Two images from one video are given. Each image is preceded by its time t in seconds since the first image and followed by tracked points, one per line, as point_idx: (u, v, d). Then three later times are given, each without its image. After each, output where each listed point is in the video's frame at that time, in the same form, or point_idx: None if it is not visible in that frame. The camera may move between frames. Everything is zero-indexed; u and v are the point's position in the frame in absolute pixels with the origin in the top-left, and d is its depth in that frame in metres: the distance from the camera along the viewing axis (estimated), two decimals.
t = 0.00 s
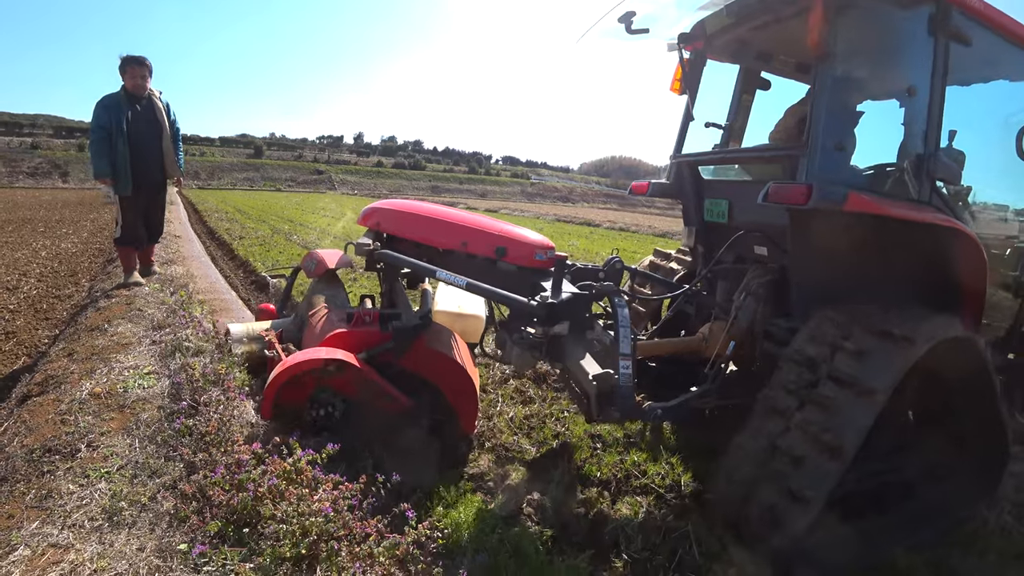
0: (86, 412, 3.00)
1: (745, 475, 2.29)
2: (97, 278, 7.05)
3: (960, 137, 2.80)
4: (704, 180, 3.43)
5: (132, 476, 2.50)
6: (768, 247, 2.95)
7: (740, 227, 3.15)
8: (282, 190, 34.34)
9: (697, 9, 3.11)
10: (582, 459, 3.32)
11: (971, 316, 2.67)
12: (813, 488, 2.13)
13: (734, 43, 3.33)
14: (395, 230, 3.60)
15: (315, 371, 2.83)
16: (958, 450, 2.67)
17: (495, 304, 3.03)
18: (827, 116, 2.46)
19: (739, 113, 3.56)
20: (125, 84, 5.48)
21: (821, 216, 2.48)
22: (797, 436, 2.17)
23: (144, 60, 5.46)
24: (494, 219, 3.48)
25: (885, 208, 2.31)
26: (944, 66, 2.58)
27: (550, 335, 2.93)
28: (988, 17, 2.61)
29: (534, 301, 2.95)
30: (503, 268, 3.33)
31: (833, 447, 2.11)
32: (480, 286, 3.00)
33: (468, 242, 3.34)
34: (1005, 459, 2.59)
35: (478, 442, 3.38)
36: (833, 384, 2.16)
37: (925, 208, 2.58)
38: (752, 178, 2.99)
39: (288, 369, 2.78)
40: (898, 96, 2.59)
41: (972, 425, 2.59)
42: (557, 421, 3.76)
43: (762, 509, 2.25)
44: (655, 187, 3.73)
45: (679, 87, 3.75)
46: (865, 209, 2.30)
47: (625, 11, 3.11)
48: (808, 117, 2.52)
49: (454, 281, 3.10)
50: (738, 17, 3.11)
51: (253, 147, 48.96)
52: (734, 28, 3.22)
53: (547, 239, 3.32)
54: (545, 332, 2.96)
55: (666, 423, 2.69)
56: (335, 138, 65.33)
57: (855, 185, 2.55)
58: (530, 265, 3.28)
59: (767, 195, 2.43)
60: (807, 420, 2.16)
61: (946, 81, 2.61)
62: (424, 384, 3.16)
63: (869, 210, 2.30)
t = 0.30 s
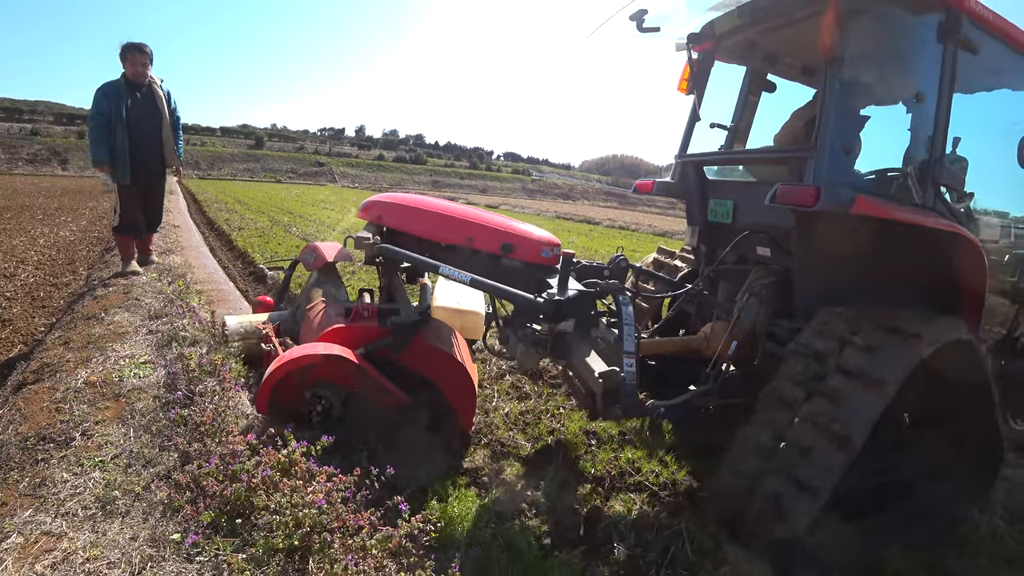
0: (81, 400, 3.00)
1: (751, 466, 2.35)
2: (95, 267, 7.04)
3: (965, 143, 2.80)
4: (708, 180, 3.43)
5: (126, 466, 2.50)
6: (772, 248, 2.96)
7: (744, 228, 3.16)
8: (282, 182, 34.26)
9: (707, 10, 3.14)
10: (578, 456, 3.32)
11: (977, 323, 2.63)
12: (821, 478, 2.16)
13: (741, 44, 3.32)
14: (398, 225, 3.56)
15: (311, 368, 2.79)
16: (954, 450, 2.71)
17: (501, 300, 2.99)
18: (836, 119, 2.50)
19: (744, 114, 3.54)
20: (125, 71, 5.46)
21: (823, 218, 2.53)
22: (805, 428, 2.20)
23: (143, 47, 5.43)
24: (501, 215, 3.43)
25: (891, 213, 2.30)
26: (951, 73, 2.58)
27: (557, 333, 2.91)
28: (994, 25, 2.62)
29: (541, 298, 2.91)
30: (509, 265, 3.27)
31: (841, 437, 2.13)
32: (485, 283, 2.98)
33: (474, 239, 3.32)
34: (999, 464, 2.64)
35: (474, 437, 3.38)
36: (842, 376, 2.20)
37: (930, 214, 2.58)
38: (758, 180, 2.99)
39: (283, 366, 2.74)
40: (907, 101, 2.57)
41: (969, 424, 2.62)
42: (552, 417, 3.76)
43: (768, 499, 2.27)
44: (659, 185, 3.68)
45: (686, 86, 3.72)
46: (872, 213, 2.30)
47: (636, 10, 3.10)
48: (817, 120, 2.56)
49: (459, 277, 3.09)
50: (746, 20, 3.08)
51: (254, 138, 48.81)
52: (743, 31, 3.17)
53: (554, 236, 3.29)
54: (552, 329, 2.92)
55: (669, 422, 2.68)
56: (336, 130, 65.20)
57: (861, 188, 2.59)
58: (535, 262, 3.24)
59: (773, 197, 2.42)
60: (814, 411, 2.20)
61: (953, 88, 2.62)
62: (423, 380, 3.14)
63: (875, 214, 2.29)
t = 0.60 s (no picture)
0: (73, 396, 2.99)
1: (755, 453, 2.29)
2: (87, 262, 7.00)
3: (961, 141, 2.82)
4: (706, 175, 3.42)
5: (118, 461, 2.49)
6: (770, 244, 2.99)
7: (743, 223, 3.14)
8: (276, 177, 34.13)
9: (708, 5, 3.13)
10: (572, 450, 3.33)
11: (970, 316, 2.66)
12: (827, 465, 2.15)
13: (740, 39, 3.33)
14: (397, 220, 3.52)
15: (313, 363, 2.72)
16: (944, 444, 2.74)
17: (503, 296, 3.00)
18: (837, 117, 2.48)
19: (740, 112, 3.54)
20: (116, 64, 5.42)
21: (824, 215, 2.53)
22: (811, 414, 2.20)
23: (132, 39, 5.39)
24: (501, 211, 3.38)
25: (893, 209, 2.32)
26: (949, 73, 2.61)
27: (560, 329, 2.91)
28: (993, 23, 2.64)
29: (545, 293, 2.91)
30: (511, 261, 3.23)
31: (847, 424, 2.13)
32: (488, 278, 2.98)
33: (474, 234, 3.27)
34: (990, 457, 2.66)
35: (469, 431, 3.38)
36: (847, 363, 2.22)
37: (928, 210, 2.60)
38: (757, 176, 3.00)
39: (285, 361, 2.68)
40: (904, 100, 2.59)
41: (964, 418, 2.62)
42: (546, 411, 3.77)
43: (773, 483, 2.22)
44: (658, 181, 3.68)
45: (684, 82, 3.70)
46: (874, 209, 2.29)
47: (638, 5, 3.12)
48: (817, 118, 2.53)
49: (460, 273, 3.07)
50: (748, 16, 3.07)
51: (248, 132, 48.60)
52: (745, 26, 3.17)
53: (556, 232, 3.24)
54: (555, 325, 2.93)
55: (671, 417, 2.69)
56: (331, 125, 64.96)
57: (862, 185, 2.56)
58: (537, 258, 3.20)
59: (775, 192, 2.41)
60: (819, 398, 2.20)
61: (949, 87, 2.65)
62: (423, 376, 3.10)
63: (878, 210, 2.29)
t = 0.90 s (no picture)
0: (66, 397, 2.98)
1: (763, 436, 2.37)
2: (79, 262, 6.95)
3: (955, 134, 2.83)
4: (703, 168, 3.41)
5: (113, 461, 2.49)
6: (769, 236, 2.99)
7: (741, 216, 3.15)
8: (270, 174, 33.99)
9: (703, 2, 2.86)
10: (568, 445, 3.33)
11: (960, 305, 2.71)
12: (836, 444, 2.23)
13: (736, 32, 3.33)
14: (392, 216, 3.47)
15: (313, 362, 2.71)
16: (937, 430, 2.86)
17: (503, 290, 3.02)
18: (835, 111, 2.48)
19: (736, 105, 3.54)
20: (105, 62, 5.38)
21: (823, 209, 2.53)
22: (818, 395, 2.28)
23: (123, 35, 5.35)
24: (499, 205, 3.37)
25: (894, 202, 2.33)
26: (945, 65, 2.61)
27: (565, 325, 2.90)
28: (988, 17, 2.66)
29: (549, 289, 2.88)
30: (511, 256, 3.24)
31: (856, 403, 2.21)
32: (491, 275, 2.98)
33: (474, 230, 3.25)
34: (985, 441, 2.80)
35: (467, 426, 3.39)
36: (853, 344, 2.30)
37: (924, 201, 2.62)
38: (756, 169, 2.98)
39: (283, 360, 2.66)
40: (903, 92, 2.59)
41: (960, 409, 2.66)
42: (542, 406, 3.78)
43: (782, 465, 2.30)
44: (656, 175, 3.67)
45: (682, 75, 3.67)
46: (875, 201, 2.31)
47: None
48: (816, 111, 2.54)
49: (464, 269, 3.05)
50: (745, 9, 3.08)
51: (241, 129, 48.35)
52: (742, 19, 3.18)
53: (558, 227, 3.25)
54: (561, 320, 2.89)
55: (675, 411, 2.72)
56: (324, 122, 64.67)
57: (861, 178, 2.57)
58: (538, 253, 3.21)
59: (775, 183, 2.41)
60: (826, 379, 2.28)
61: (946, 79, 2.65)
62: (424, 374, 3.10)
63: (877, 202, 2.31)
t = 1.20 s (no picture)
0: (58, 399, 2.96)
1: (770, 423, 2.38)
2: (71, 263, 6.91)
3: (948, 130, 2.86)
4: (700, 164, 3.41)
5: (106, 463, 2.48)
6: (767, 233, 3.00)
7: (740, 212, 3.16)
8: (263, 172, 33.83)
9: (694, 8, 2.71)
10: (564, 441, 3.34)
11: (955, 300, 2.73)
12: (844, 430, 2.23)
13: (731, 30, 3.34)
14: (390, 215, 3.42)
15: (311, 366, 2.71)
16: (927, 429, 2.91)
17: (504, 288, 3.05)
18: (835, 109, 2.50)
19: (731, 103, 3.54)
20: (95, 60, 5.33)
21: (823, 205, 2.54)
22: (826, 381, 2.30)
23: (115, 33, 5.30)
24: (499, 203, 3.36)
25: (895, 200, 2.34)
26: (941, 64, 2.63)
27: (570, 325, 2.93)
28: (981, 17, 2.69)
29: (556, 289, 2.90)
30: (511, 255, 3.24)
31: (863, 389, 2.23)
32: (492, 274, 2.98)
33: (474, 229, 3.24)
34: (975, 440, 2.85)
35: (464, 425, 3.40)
36: (859, 332, 2.34)
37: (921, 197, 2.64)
38: (754, 166, 3.00)
39: (282, 364, 2.65)
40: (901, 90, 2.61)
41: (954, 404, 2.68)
42: (538, 403, 3.78)
43: (790, 452, 2.29)
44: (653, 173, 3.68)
45: (679, 72, 3.65)
46: (876, 198, 2.33)
47: None
48: (816, 109, 2.55)
49: (466, 269, 3.05)
50: (744, 5, 3.08)
51: (233, 127, 48.09)
52: (740, 16, 3.18)
53: (559, 226, 3.26)
54: (566, 320, 2.93)
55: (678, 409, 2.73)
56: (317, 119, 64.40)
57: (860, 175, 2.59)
58: (540, 252, 3.22)
59: (776, 181, 2.42)
60: (835, 366, 2.31)
61: (941, 77, 2.66)
62: (424, 374, 3.09)
63: (878, 199, 2.32)
